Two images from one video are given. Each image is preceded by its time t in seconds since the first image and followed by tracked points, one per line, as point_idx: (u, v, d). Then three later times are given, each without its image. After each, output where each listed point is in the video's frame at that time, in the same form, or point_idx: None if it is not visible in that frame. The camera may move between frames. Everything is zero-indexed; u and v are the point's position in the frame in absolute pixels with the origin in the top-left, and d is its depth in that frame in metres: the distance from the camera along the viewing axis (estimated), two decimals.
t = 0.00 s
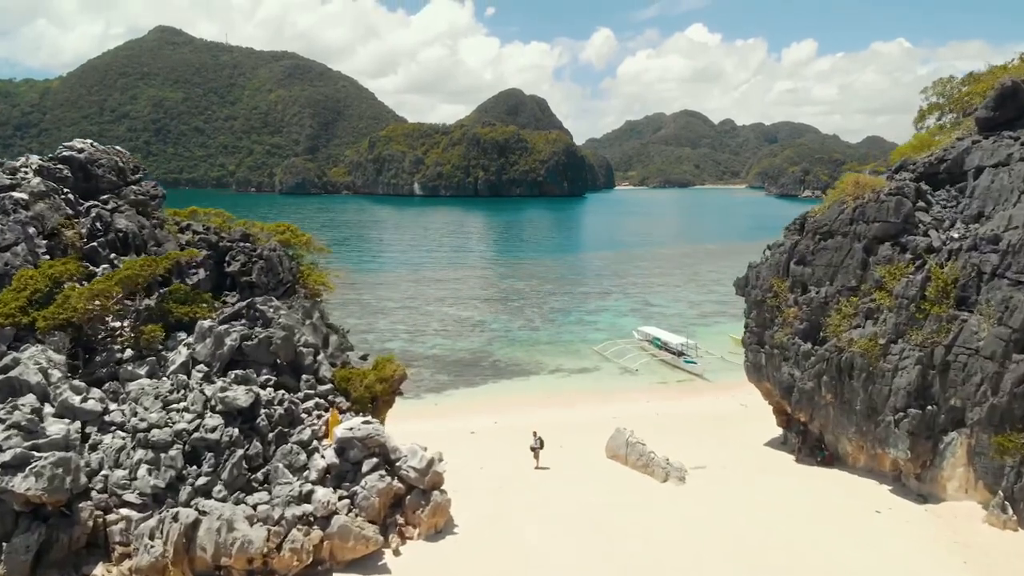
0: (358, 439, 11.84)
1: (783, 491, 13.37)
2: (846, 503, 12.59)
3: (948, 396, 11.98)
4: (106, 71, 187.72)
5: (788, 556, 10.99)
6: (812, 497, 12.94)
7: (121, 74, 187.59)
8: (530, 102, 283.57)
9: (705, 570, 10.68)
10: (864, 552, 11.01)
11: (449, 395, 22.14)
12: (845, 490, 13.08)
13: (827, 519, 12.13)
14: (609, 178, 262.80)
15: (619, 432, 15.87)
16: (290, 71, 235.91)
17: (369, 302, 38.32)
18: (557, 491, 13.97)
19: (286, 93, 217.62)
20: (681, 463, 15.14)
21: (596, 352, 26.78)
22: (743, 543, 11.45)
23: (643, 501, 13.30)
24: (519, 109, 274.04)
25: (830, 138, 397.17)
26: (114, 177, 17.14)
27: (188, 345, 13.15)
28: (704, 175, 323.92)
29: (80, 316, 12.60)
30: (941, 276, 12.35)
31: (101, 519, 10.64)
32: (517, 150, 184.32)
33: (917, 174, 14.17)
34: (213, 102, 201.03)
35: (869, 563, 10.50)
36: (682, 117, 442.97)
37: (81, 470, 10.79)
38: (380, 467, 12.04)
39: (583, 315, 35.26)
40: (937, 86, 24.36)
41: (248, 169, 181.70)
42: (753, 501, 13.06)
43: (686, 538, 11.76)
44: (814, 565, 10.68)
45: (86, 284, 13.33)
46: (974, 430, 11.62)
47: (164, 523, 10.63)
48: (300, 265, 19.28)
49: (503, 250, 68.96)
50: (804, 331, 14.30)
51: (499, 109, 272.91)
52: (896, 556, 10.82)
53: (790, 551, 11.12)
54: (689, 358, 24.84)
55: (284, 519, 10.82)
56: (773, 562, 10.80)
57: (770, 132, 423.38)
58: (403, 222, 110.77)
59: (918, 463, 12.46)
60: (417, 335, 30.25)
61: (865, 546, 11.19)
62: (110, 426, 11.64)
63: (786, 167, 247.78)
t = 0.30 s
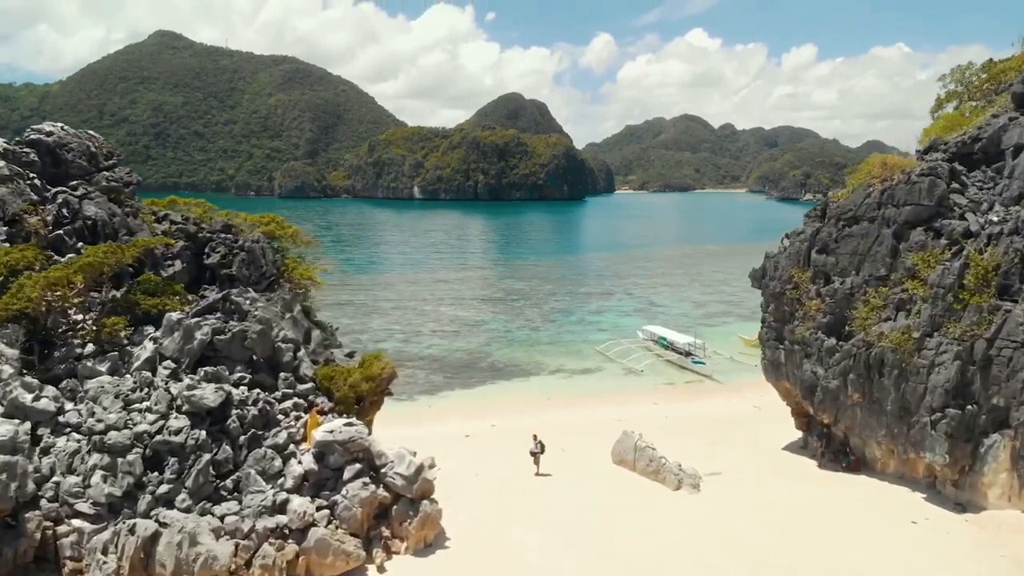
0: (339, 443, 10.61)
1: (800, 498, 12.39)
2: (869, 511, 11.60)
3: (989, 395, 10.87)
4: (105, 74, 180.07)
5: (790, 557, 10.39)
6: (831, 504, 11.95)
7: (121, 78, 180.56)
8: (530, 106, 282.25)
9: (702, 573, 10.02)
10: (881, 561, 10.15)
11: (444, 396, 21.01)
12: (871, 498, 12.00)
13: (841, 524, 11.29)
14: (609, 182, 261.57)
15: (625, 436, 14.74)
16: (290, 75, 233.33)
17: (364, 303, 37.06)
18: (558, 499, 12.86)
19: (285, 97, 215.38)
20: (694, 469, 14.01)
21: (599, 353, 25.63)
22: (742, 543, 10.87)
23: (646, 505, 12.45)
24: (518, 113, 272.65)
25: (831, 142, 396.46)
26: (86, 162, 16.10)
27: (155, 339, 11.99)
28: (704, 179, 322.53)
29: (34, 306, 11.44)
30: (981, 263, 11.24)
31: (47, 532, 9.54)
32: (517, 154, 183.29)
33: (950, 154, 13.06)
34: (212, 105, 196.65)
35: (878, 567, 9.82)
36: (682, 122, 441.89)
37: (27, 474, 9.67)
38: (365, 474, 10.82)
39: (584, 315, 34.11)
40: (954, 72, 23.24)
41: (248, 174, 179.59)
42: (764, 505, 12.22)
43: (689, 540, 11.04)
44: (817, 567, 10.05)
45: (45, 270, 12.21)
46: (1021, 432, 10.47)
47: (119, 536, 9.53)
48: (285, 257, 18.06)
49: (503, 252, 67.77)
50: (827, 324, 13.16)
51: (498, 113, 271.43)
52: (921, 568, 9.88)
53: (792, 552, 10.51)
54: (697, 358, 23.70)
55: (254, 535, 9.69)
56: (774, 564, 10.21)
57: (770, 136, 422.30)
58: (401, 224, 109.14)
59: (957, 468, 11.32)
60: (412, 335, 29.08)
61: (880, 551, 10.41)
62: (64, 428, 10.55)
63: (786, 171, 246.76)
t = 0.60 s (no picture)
0: (320, 447, 9.71)
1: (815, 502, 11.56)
2: (886, 515, 10.79)
3: None
4: (105, 78, 175.34)
5: (795, 559, 9.73)
6: (846, 508, 11.18)
7: (121, 82, 175.66)
8: (529, 110, 281.64)
9: None
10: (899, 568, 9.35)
11: (440, 398, 20.13)
12: (896, 504, 11.07)
13: (855, 528, 10.52)
14: (609, 185, 260.76)
15: (632, 438, 13.85)
16: (290, 79, 231.83)
17: (359, 304, 36.15)
18: (558, 503, 12.02)
19: (285, 101, 213.92)
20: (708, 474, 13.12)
21: (601, 352, 24.81)
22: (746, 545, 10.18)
23: (651, 508, 11.67)
24: (518, 117, 271.87)
25: (830, 146, 396.21)
26: (62, 149, 15.29)
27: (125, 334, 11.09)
28: (704, 183, 321.64)
29: None
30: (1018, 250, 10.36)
31: None
32: (517, 157, 182.61)
33: (980, 136, 12.23)
34: (212, 110, 193.61)
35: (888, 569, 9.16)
36: (682, 126, 441.63)
37: None
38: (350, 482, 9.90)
39: (585, 316, 33.26)
40: (965, 63, 22.52)
41: (247, 178, 178.02)
42: (774, 507, 11.52)
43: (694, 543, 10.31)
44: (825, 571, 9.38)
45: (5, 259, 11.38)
46: None
47: (74, 547, 8.67)
48: (272, 252, 17.09)
49: (502, 253, 66.89)
50: (848, 319, 12.32)
51: (498, 117, 270.54)
52: None
53: (798, 555, 9.84)
54: (703, 357, 22.90)
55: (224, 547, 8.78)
56: (781, 567, 9.54)
57: (770, 140, 422.06)
58: (401, 227, 108.04)
59: (991, 474, 10.42)
60: (409, 335, 28.24)
61: (896, 556, 9.67)
62: (22, 427, 9.75)
63: (787, 174, 246.07)
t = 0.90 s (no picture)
0: (295, 450, 8.67)
1: (822, 503, 10.89)
2: (891, 515, 10.19)
3: None
4: (105, 82, 171.79)
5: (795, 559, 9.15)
6: (851, 508, 10.60)
7: (120, 86, 172.57)
8: (529, 114, 280.94)
9: None
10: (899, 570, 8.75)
11: (436, 399, 19.14)
12: (919, 508, 10.32)
13: (854, 527, 9.97)
14: (608, 189, 259.98)
15: (640, 440, 12.85)
16: (290, 83, 230.71)
17: (354, 304, 35.11)
18: (559, 505, 11.38)
19: (285, 106, 212.65)
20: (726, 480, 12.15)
21: (604, 352, 23.77)
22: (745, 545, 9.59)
23: (654, 510, 10.93)
24: (518, 121, 271.03)
25: (829, 151, 396.27)
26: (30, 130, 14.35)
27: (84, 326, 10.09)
28: (704, 187, 320.74)
29: None
30: None
31: None
32: (517, 161, 181.83)
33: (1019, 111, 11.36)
34: (212, 114, 191.61)
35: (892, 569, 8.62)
36: (681, 131, 441.30)
37: None
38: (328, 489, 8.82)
39: (586, 316, 32.23)
40: (982, 50, 21.63)
41: (247, 182, 176.46)
42: (779, 506, 10.93)
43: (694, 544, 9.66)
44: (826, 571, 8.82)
45: None
46: None
47: (13, 562, 7.69)
48: (256, 245, 16.03)
49: (502, 254, 65.90)
50: (877, 310, 11.57)
51: (498, 122, 269.69)
52: None
53: (798, 555, 9.26)
54: (710, 357, 21.92)
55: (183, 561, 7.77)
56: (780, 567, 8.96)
57: (769, 144, 421.83)
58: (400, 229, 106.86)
59: None
60: (404, 335, 27.24)
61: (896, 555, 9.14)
62: None
63: (787, 178, 245.32)
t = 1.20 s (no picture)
0: (262, 452, 7.69)
1: (831, 505, 10.41)
2: (894, 516, 9.95)
3: None
4: (104, 86, 170.44)
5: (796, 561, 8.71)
6: (852, 510, 10.24)
7: (120, 90, 171.87)
8: (529, 118, 280.10)
9: None
10: (896, 570, 8.51)
11: (431, 399, 18.19)
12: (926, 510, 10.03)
13: (851, 529, 9.61)
14: (608, 193, 259.18)
15: (649, 444, 11.84)
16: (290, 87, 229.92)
17: (349, 304, 34.03)
18: (560, 506, 10.69)
19: (285, 110, 211.55)
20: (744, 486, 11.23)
21: (607, 351, 22.74)
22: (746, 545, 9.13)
23: (654, 510, 10.34)
24: (519, 125, 270.08)
25: (829, 156, 396.06)
26: None
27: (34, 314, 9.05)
28: (704, 191, 319.89)
29: None
30: None
31: None
32: (517, 164, 180.99)
33: None
34: (212, 118, 190.36)
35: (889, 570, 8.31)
36: (682, 135, 440.67)
37: None
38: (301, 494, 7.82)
39: (588, 315, 31.19)
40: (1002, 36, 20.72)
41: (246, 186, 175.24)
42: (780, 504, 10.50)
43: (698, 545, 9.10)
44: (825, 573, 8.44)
45: None
46: None
47: None
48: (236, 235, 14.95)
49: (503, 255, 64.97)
50: (912, 299, 11.22)
51: (498, 125, 268.78)
52: None
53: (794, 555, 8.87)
54: (718, 356, 20.89)
55: None
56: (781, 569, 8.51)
57: (769, 148, 421.34)
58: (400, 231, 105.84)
59: None
60: (399, 335, 26.20)
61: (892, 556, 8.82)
62: None
63: (788, 182, 244.43)
